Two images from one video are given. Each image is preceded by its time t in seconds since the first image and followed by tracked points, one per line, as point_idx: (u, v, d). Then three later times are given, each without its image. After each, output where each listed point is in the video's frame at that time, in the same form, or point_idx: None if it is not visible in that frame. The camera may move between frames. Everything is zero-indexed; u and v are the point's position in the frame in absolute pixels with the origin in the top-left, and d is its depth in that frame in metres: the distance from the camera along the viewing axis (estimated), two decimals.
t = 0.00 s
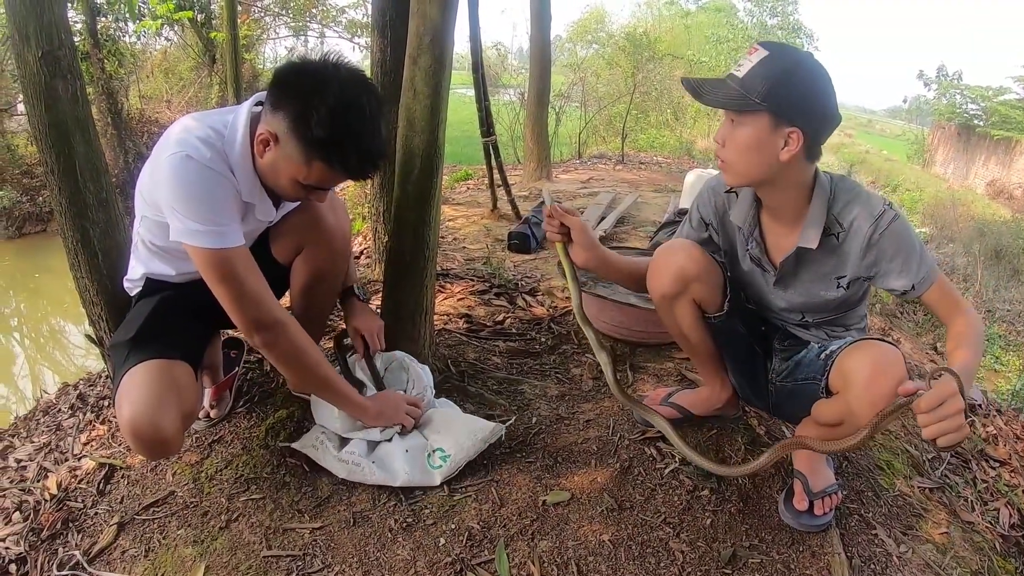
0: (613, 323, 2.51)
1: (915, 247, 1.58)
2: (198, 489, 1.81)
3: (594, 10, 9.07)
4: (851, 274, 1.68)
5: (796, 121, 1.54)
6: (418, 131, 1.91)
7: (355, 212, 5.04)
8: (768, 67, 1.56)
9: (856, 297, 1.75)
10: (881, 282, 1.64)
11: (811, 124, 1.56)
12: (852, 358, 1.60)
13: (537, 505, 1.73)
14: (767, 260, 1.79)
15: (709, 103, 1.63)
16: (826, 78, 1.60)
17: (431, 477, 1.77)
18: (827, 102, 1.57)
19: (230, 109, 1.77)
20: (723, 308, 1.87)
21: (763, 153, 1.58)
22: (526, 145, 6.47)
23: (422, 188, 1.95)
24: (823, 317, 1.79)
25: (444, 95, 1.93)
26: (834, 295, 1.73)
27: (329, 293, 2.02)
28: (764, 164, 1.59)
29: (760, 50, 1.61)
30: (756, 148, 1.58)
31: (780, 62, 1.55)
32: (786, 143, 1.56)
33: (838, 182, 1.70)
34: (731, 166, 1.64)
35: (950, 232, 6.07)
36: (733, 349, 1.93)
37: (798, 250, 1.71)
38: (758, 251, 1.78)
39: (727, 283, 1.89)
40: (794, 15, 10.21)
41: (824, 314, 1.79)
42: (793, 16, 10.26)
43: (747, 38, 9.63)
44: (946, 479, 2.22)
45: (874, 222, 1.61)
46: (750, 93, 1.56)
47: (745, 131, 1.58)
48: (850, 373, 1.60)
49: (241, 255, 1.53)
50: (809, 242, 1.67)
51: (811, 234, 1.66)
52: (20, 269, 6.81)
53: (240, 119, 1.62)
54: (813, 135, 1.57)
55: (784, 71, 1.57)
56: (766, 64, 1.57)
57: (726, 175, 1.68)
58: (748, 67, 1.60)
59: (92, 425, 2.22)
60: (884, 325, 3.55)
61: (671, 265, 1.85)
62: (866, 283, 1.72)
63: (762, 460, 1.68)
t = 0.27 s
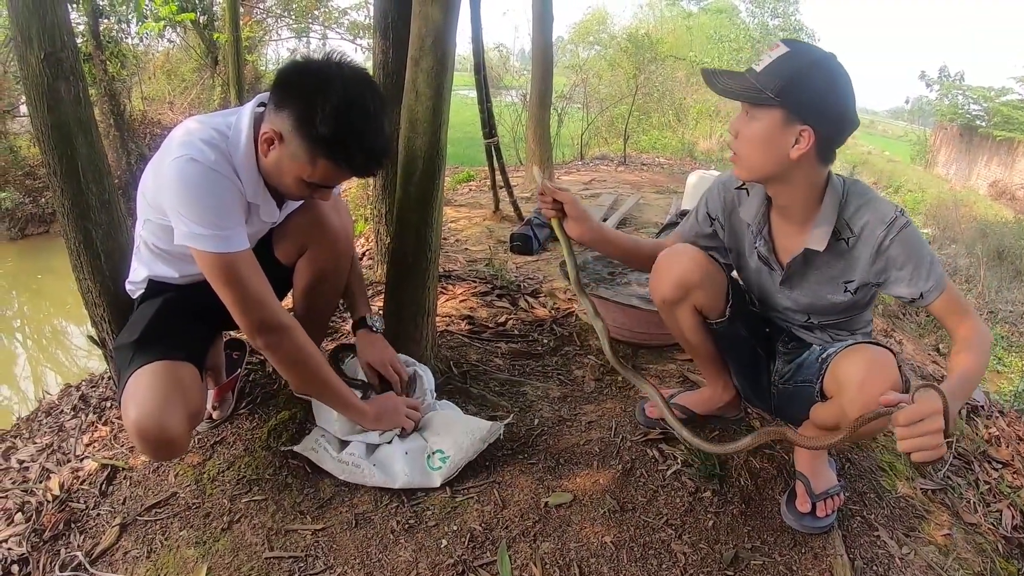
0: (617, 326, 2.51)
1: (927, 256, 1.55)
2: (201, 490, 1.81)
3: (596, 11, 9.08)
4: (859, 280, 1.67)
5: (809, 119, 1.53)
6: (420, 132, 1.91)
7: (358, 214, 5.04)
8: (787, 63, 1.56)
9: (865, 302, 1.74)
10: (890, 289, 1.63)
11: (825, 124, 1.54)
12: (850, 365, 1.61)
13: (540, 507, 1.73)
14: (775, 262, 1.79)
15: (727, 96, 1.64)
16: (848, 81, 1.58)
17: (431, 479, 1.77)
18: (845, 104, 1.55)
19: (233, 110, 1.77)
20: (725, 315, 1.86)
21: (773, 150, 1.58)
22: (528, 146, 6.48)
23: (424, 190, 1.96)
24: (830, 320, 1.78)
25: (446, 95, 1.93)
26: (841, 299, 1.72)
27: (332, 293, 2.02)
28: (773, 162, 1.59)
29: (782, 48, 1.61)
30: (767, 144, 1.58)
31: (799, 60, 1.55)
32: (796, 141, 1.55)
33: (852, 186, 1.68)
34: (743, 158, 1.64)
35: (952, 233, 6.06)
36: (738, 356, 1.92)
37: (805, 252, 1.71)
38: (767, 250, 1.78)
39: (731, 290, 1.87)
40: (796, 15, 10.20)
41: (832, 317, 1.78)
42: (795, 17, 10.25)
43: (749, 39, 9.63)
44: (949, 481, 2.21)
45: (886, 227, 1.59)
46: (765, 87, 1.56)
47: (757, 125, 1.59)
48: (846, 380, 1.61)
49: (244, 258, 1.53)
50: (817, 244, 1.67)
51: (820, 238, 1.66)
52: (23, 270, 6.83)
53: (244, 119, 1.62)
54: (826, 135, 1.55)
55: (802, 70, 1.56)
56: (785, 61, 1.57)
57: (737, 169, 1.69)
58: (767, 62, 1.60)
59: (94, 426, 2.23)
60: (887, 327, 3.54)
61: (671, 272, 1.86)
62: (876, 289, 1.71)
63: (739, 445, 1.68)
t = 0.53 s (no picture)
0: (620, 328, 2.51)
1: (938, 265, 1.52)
2: (202, 491, 1.82)
3: (597, 12, 9.08)
4: (868, 286, 1.66)
5: (837, 117, 1.52)
6: (422, 133, 1.91)
7: (359, 215, 5.05)
8: (822, 59, 1.55)
9: (876, 309, 1.72)
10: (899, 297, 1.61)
11: (851, 124, 1.53)
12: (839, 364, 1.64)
13: (541, 508, 1.73)
14: (786, 260, 1.79)
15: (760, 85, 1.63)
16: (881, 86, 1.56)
17: (432, 480, 1.77)
18: (875, 105, 1.53)
19: (235, 110, 1.77)
20: (730, 319, 1.90)
21: (795, 145, 1.57)
22: (529, 147, 6.47)
23: (426, 192, 1.96)
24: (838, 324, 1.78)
25: (448, 96, 1.93)
26: (850, 303, 1.72)
27: (335, 293, 2.02)
28: (795, 158, 1.59)
29: (820, 43, 1.59)
30: (790, 138, 1.57)
31: (836, 57, 1.53)
32: (819, 138, 1.55)
33: (870, 191, 1.67)
34: (765, 148, 1.64)
35: (954, 234, 6.06)
36: (738, 353, 1.94)
37: (816, 252, 1.71)
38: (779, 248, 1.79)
39: (736, 292, 1.88)
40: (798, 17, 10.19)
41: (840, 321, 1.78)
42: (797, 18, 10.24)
43: (750, 40, 9.62)
44: (950, 482, 2.21)
45: (899, 234, 1.57)
46: (794, 81, 1.55)
47: (783, 118, 1.58)
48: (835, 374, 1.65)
49: (245, 261, 1.53)
50: (827, 245, 1.67)
51: (833, 239, 1.66)
52: (25, 271, 6.84)
53: (247, 120, 1.62)
54: (851, 135, 1.54)
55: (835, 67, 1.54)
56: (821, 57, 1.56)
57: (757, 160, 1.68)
58: (801, 55, 1.59)
59: (96, 427, 2.23)
60: (888, 328, 3.54)
61: (676, 278, 1.87)
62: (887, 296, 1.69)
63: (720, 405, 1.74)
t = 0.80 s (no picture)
0: (622, 330, 2.51)
1: (918, 265, 1.48)
2: (204, 493, 1.82)
3: (598, 14, 9.08)
4: (857, 285, 1.66)
5: (835, 117, 1.51)
6: (423, 136, 1.92)
7: (360, 217, 5.05)
8: (816, 58, 1.54)
9: (870, 308, 1.71)
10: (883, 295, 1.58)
11: (849, 121, 1.52)
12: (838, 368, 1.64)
13: (542, 510, 1.73)
14: (781, 255, 1.79)
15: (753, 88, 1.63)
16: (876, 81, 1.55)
17: (434, 481, 1.78)
18: (873, 102, 1.52)
19: (237, 114, 1.77)
20: (729, 315, 1.92)
21: (793, 146, 1.57)
22: (530, 149, 6.47)
23: (428, 194, 1.96)
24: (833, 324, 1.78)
25: (449, 99, 1.93)
26: (840, 301, 1.71)
27: (337, 295, 2.03)
28: (793, 159, 1.58)
29: (812, 43, 1.58)
30: (788, 139, 1.57)
31: (829, 56, 1.52)
32: (818, 138, 1.54)
33: (867, 188, 1.64)
34: (762, 150, 1.63)
35: (955, 235, 6.06)
36: (736, 347, 1.99)
37: (809, 248, 1.70)
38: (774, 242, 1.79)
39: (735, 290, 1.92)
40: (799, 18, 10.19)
41: (836, 321, 1.77)
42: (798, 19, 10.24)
43: (751, 41, 9.62)
44: (951, 484, 2.21)
45: (885, 231, 1.55)
46: (789, 83, 1.54)
47: (780, 119, 1.57)
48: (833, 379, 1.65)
49: (246, 264, 1.53)
50: (819, 240, 1.66)
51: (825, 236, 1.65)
52: (26, 272, 6.84)
53: (249, 124, 1.62)
54: (849, 133, 1.53)
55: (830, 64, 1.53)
56: (813, 56, 1.55)
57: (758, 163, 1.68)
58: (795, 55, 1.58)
59: (97, 429, 2.23)
60: (889, 330, 3.54)
61: (674, 276, 1.88)
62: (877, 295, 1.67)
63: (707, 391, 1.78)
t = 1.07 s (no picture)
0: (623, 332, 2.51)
1: (861, 232, 1.47)
2: (205, 494, 1.82)
3: (599, 15, 9.09)
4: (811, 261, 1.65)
5: (793, 102, 1.52)
6: (425, 138, 1.92)
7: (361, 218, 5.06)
8: (775, 47, 1.55)
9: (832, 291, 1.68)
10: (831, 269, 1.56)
11: (808, 107, 1.53)
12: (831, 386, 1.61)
13: (543, 512, 1.73)
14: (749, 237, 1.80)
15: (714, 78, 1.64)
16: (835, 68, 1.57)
17: (434, 479, 1.79)
18: (832, 88, 1.53)
19: (239, 114, 1.77)
20: (728, 310, 1.92)
21: (753, 132, 1.57)
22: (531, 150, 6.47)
23: (429, 196, 1.97)
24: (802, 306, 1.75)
25: (450, 101, 1.94)
26: (800, 281, 1.70)
27: (337, 297, 2.03)
28: (754, 144, 1.59)
29: (770, 33, 1.60)
30: (749, 125, 1.57)
31: (787, 45, 1.54)
32: (778, 124, 1.55)
33: (829, 171, 1.65)
34: (727, 138, 1.64)
35: (955, 237, 6.06)
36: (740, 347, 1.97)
37: (772, 227, 1.71)
38: (742, 224, 1.80)
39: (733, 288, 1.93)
40: (800, 19, 10.20)
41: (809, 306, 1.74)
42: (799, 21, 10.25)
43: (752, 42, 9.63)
44: (952, 486, 2.21)
45: (836, 205, 1.55)
46: (750, 70, 1.55)
47: (741, 107, 1.58)
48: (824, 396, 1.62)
49: (246, 264, 1.53)
50: (780, 219, 1.67)
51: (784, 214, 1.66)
52: (28, 272, 6.85)
53: (252, 125, 1.63)
54: (809, 118, 1.53)
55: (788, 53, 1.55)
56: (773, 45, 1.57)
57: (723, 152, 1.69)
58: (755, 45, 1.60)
59: (98, 430, 2.23)
60: (890, 331, 3.54)
61: (674, 271, 1.89)
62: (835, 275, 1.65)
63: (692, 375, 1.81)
